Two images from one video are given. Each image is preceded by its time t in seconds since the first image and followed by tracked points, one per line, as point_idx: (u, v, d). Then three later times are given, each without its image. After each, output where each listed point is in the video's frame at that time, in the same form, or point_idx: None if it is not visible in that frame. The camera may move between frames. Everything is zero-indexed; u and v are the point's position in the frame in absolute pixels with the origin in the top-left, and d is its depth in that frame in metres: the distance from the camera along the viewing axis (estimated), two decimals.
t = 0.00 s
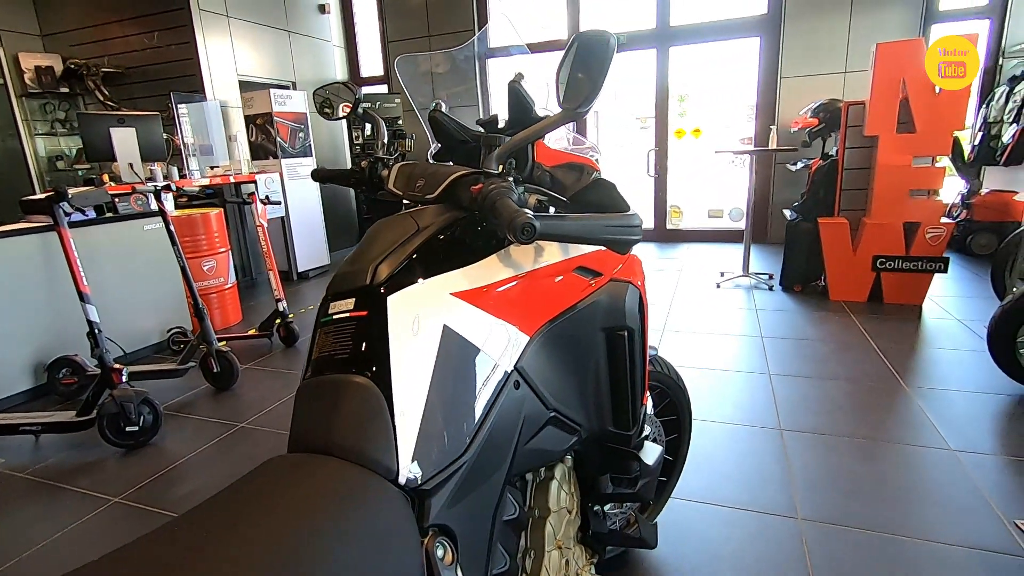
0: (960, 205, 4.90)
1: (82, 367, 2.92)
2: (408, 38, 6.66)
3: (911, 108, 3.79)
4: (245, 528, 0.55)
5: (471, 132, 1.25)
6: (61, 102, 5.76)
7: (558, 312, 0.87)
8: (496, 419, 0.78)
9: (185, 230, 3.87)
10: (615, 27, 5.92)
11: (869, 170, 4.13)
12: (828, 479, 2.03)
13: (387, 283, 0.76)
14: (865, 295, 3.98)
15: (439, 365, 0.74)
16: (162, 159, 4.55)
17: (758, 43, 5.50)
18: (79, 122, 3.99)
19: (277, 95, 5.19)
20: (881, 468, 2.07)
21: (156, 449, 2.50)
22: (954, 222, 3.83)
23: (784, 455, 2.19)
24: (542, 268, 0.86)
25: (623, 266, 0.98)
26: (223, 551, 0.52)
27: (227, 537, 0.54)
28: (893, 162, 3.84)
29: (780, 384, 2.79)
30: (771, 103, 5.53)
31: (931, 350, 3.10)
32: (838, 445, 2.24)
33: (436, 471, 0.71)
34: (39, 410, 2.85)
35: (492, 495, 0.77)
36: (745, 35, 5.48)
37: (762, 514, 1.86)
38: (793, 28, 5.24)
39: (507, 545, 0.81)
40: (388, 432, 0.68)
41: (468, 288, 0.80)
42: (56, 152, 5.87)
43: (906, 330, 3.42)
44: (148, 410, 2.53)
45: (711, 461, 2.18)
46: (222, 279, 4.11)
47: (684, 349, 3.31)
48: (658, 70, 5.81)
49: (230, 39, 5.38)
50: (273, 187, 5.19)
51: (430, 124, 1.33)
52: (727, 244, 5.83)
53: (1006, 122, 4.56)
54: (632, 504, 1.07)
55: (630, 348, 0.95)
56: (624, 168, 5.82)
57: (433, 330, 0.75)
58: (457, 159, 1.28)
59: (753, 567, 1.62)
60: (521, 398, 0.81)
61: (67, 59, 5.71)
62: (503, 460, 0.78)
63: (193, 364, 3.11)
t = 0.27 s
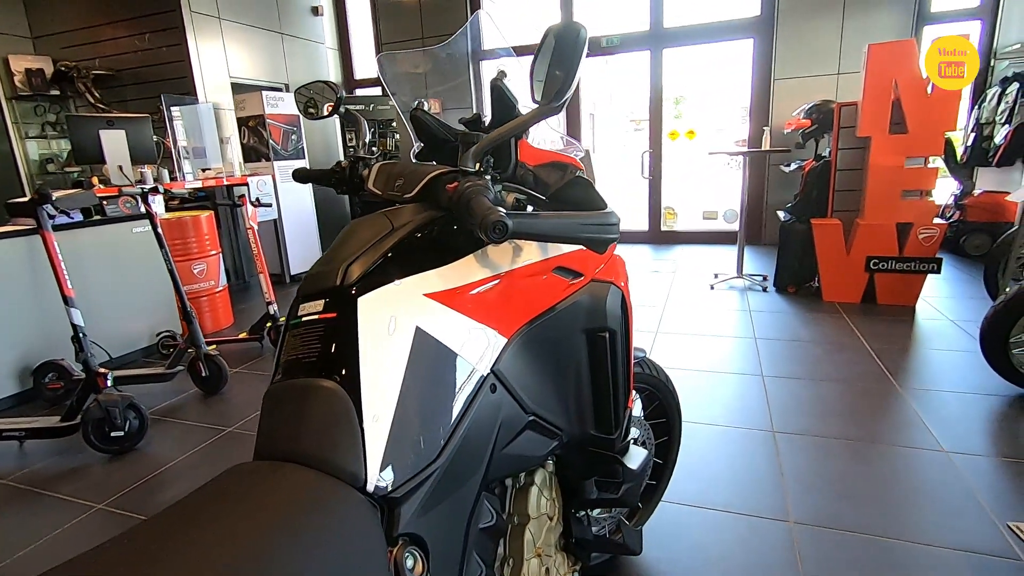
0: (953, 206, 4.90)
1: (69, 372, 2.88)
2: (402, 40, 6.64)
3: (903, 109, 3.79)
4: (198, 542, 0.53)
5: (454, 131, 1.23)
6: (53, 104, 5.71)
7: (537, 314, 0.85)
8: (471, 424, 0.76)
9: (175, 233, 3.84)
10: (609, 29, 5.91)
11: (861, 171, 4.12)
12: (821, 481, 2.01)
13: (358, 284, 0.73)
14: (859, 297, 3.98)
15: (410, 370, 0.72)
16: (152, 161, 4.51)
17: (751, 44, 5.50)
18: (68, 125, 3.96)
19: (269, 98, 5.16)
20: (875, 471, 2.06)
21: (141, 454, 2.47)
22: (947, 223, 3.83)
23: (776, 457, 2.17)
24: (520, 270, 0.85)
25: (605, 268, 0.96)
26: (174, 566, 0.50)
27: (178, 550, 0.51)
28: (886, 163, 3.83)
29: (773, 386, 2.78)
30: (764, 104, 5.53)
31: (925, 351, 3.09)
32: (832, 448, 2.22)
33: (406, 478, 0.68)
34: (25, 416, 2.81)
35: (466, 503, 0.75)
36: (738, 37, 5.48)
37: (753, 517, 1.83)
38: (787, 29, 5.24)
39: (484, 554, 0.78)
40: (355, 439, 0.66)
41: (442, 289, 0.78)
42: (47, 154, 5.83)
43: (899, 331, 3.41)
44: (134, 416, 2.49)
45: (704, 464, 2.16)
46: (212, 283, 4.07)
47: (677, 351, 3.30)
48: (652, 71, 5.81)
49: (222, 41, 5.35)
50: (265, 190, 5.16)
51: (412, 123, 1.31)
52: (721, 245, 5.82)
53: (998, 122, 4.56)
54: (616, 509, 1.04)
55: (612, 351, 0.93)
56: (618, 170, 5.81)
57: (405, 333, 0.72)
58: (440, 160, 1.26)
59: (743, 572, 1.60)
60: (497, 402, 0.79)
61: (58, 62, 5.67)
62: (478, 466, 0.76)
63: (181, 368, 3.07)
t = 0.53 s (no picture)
0: (955, 205, 4.86)
1: (64, 376, 2.86)
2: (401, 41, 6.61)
3: (903, 107, 3.76)
4: (153, 555, 0.50)
5: (438, 128, 1.22)
6: (51, 107, 5.70)
7: (518, 316, 0.83)
8: (448, 430, 0.73)
9: (171, 235, 3.82)
10: (608, 29, 5.89)
11: (862, 170, 4.09)
12: (821, 484, 1.98)
13: (330, 286, 0.71)
14: (859, 296, 3.94)
15: (383, 374, 0.69)
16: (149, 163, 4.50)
17: (751, 43, 5.48)
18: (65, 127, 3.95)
19: (267, 99, 5.15)
20: (877, 473, 2.02)
21: (135, 458, 2.45)
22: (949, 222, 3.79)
23: (775, 460, 2.14)
24: (500, 271, 0.82)
25: (591, 268, 0.94)
26: None
27: (132, 563, 0.49)
28: (886, 161, 3.80)
29: (773, 387, 2.75)
30: (764, 103, 5.50)
31: (926, 351, 3.05)
32: (832, 450, 2.19)
33: (378, 487, 0.66)
34: (19, 419, 2.79)
35: (443, 511, 0.72)
36: (738, 36, 5.45)
37: (750, 521, 1.80)
38: (786, 28, 5.21)
39: (462, 564, 0.76)
40: (325, 447, 0.63)
41: (419, 291, 0.75)
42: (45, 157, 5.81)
43: (901, 331, 3.37)
44: (127, 419, 2.47)
45: (702, 467, 2.12)
46: (209, 285, 4.05)
47: (676, 352, 3.26)
48: (651, 71, 5.78)
49: (219, 44, 5.34)
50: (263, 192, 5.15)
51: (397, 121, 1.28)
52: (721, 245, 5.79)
53: (1000, 120, 4.52)
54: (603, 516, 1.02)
55: (598, 354, 0.90)
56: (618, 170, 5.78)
57: (378, 336, 0.70)
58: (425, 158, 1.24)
59: None
60: (476, 408, 0.77)
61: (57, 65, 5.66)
62: (456, 474, 0.74)
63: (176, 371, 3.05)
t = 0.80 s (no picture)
0: (971, 205, 4.76)
1: (69, 376, 2.87)
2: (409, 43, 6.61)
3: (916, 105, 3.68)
4: (107, 562, 0.49)
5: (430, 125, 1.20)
6: (65, 111, 5.70)
7: (503, 317, 0.80)
8: (427, 434, 0.71)
9: (179, 237, 3.85)
10: (616, 29, 5.85)
11: (874, 169, 4.02)
12: (829, 490, 1.93)
13: (306, 286, 0.69)
14: (871, 298, 3.87)
15: (359, 376, 0.67)
16: (159, 165, 4.54)
17: (761, 42, 5.42)
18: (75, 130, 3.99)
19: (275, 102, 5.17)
20: (887, 480, 1.97)
21: (138, 459, 2.46)
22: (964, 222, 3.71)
23: (782, 465, 2.10)
24: (485, 270, 0.79)
25: (582, 267, 0.91)
26: None
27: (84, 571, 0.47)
28: (899, 160, 3.73)
29: (782, 390, 2.69)
30: (775, 102, 5.43)
31: (940, 354, 2.98)
32: (842, 455, 2.13)
33: (350, 493, 0.64)
34: (26, 420, 2.81)
35: (422, 519, 0.70)
36: (748, 34, 5.40)
37: (754, 527, 1.76)
38: (797, 26, 5.14)
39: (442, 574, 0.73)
40: (295, 453, 0.61)
41: (398, 291, 0.73)
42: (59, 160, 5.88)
43: (914, 334, 3.30)
44: (130, 420, 2.48)
45: (708, 471, 2.08)
46: (216, 286, 4.07)
47: (683, 354, 3.22)
48: (659, 71, 5.74)
49: (229, 48, 5.39)
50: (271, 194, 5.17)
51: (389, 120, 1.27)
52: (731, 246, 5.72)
53: (1017, 118, 4.42)
54: (596, 523, 0.99)
55: (588, 356, 0.88)
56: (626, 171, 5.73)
57: (355, 338, 0.68)
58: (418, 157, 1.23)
59: None
60: (457, 412, 0.74)
61: (70, 69, 5.73)
62: (435, 480, 0.71)
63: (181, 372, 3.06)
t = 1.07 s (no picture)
0: (995, 215, 4.64)
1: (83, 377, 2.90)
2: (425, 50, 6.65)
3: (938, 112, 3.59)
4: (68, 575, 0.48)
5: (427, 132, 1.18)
6: (89, 117, 5.80)
7: (489, 329, 0.78)
8: (406, 449, 0.69)
9: (194, 241, 3.90)
10: (632, 36, 5.81)
11: (894, 178, 3.93)
12: (840, 508, 1.87)
13: (285, 296, 0.68)
14: (890, 310, 3.78)
15: (336, 389, 0.66)
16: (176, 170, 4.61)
17: (780, 49, 5.35)
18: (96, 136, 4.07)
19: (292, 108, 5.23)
20: (902, 499, 1.90)
21: (146, 461, 2.48)
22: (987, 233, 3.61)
23: (793, 481, 2.04)
24: (472, 282, 0.78)
25: (573, 279, 0.89)
26: None
27: None
28: (919, 169, 3.64)
29: (794, 403, 2.63)
30: (792, 109, 5.35)
31: (961, 368, 2.89)
32: (855, 473, 2.07)
33: (324, 510, 0.63)
34: (40, 419, 2.86)
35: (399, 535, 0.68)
36: (765, 41, 5.33)
37: (760, 545, 1.71)
38: (816, 32, 5.06)
39: None
40: (267, 468, 0.60)
41: (380, 302, 0.71)
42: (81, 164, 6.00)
43: (935, 347, 3.20)
44: (139, 422, 2.50)
45: (715, 486, 2.03)
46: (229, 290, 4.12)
47: (694, 365, 3.16)
48: (676, 77, 5.68)
49: (247, 55, 5.47)
50: (286, 198, 5.22)
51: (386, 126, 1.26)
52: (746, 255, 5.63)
53: None
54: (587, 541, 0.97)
55: (578, 369, 0.86)
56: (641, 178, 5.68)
57: (333, 350, 0.67)
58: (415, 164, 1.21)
59: None
60: (438, 427, 0.72)
61: (94, 76, 5.85)
62: (414, 497, 0.70)
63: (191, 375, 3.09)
